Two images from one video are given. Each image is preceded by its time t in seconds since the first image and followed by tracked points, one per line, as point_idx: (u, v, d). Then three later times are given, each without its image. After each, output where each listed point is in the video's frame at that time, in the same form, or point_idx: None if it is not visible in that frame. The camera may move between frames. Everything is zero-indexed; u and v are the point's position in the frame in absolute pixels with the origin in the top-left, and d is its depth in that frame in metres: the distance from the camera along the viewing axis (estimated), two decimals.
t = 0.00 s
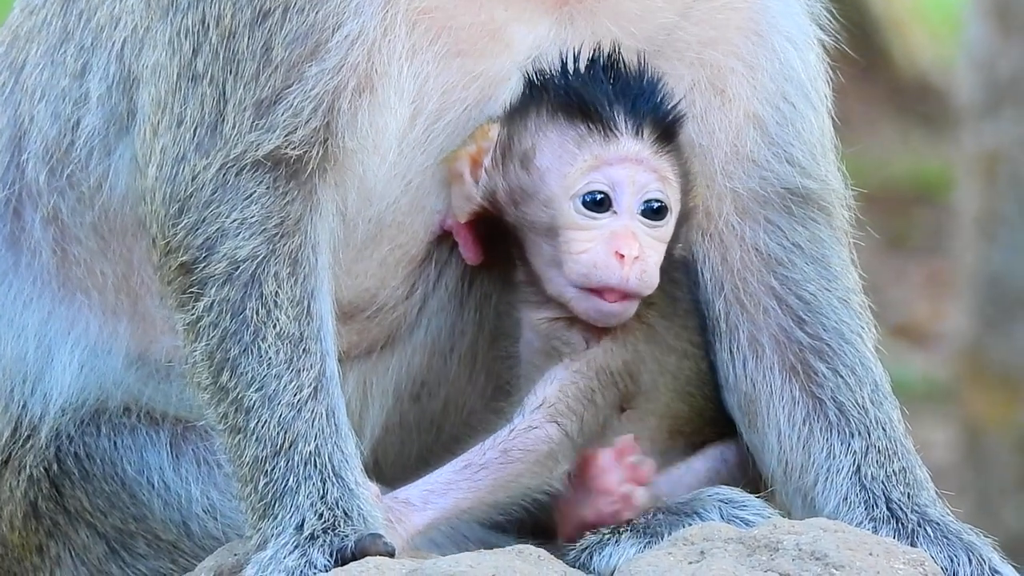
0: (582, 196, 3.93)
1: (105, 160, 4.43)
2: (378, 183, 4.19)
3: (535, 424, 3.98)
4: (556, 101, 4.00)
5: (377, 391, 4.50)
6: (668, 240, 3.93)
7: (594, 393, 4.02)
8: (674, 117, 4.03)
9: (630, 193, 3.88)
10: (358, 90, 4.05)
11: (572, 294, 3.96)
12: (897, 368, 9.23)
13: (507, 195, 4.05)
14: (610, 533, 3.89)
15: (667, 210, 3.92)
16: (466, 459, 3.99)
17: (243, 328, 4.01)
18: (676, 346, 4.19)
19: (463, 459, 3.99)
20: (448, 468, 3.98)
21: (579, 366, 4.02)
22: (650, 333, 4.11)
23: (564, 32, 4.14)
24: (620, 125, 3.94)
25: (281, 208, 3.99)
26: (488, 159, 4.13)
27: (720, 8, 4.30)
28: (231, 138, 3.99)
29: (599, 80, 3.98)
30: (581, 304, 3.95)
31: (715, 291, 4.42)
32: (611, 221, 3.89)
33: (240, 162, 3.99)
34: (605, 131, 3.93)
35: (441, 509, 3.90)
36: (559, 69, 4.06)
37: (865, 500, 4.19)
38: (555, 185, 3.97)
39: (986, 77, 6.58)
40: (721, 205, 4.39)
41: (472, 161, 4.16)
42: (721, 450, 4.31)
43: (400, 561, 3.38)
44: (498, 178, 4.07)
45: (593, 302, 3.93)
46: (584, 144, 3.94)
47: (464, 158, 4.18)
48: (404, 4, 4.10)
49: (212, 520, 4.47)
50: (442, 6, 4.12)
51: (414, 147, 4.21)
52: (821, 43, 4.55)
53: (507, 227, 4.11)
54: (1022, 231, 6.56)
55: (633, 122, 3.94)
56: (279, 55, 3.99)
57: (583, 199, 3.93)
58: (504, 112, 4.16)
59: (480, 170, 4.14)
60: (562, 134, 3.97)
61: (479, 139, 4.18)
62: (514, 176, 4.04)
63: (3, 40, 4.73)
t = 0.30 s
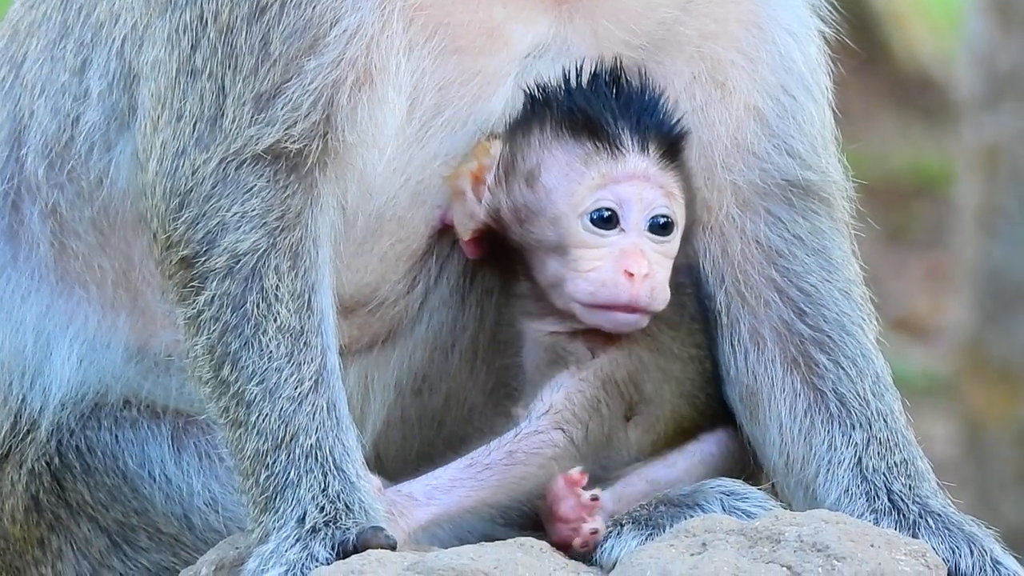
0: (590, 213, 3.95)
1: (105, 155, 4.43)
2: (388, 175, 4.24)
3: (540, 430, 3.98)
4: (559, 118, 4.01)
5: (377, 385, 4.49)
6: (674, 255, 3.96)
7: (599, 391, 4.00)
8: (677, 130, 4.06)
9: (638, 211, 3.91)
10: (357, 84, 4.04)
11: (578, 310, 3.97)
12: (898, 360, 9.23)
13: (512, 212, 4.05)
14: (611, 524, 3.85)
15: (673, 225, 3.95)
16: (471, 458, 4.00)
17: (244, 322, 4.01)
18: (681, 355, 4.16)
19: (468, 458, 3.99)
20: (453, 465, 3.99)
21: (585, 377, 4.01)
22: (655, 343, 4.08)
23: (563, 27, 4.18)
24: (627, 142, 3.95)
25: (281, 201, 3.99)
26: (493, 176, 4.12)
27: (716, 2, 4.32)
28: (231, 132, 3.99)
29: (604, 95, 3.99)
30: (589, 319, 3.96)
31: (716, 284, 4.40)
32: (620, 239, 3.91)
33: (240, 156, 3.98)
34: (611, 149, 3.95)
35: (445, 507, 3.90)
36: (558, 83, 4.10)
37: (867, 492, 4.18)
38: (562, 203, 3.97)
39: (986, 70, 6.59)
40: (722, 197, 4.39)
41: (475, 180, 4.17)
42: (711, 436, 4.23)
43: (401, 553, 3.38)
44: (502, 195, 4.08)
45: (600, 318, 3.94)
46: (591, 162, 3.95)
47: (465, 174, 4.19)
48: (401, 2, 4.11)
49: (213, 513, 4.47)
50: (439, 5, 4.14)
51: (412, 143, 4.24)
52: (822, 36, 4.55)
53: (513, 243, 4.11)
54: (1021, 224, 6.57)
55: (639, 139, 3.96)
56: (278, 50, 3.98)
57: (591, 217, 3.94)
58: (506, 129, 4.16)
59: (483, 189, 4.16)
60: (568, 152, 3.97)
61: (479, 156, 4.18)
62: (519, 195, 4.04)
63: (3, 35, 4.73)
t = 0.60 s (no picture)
0: (599, 214, 3.97)
1: (102, 154, 4.43)
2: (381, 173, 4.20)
3: (546, 432, 3.97)
4: (570, 119, 4.02)
5: (376, 384, 4.49)
6: (682, 257, 4.00)
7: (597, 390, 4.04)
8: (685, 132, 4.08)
9: (647, 213, 3.94)
10: (352, 84, 4.02)
11: (587, 310, 4.01)
12: (897, 356, 9.23)
13: (522, 212, 4.09)
14: (609, 522, 3.82)
15: (682, 227, 3.98)
16: (475, 458, 3.96)
17: (241, 321, 4.00)
18: (679, 354, 4.19)
19: (472, 458, 3.96)
20: (457, 466, 3.95)
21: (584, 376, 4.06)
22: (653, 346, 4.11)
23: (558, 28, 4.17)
24: (638, 144, 3.98)
25: (278, 201, 3.99)
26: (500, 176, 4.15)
27: (712, 2, 4.31)
28: (227, 132, 3.99)
29: (616, 96, 4.01)
30: (597, 318, 4.00)
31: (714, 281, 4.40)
32: (628, 240, 3.94)
33: (236, 156, 3.98)
34: (622, 150, 3.97)
35: (446, 507, 3.88)
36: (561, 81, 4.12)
37: (866, 489, 4.17)
38: (571, 204, 4.00)
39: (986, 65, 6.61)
40: (716, 195, 4.37)
41: (483, 179, 4.18)
42: (697, 433, 4.18)
43: (400, 551, 3.39)
44: (512, 195, 4.10)
45: (609, 318, 3.98)
46: (601, 163, 3.98)
47: (473, 173, 4.20)
48: (393, 3, 4.10)
49: (212, 511, 4.46)
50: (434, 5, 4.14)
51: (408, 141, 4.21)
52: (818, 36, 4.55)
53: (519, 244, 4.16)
54: (1020, 220, 6.58)
55: (649, 141, 3.99)
56: (272, 50, 3.97)
57: (600, 217, 3.97)
58: (515, 128, 4.17)
59: (492, 186, 4.17)
60: (579, 153, 3.99)
61: (490, 156, 4.19)
62: (529, 194, 4.07)
63: None
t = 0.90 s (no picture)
0: (588, 223, 4.01)
1: (103, 155, 4.43)
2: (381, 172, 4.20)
3: (551, 436, 3.99)
4: (557, 129, 4.06)
5: (378, 383, 4.51)
6: (673, 263, 4.03)
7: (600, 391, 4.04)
8: (673, 138, 4.11)
9: (637, 221, 3.97)
10: (353, 83, 4.02)
11: (579, 320, 4.04)
12: (900, 354, 9.23)
13: (511, 223, 4.12)
14: (612, 521, 3.82)
15: (672, 233, 4.01)
16: (479, 459, 3.97)
17: (243, 321, 4.01)
18: (682, 356, 4.19)
19: (477, 460, 3.97)
20: (462, 467, 3.96)
21: (590, 377, 4.05)
22: (654, 347, 4.11)
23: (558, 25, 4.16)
24: (624, 151, 4.01)
25: (280, 200, 3.99)
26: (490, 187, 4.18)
27: None
28: (228, 132, 3.99)
29: (601, 103, 4.04)
30: (588, 328, 4.03)
31: (716, 279, 4.40)
32: (618, 249, 3.98)
33: (238, 156, 3.98)
34: (610, 159, 4.00)
35: (451, 509, 3.89)
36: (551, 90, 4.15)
37: (869, 487, 4.17)
38: (561, 215, 4.03)
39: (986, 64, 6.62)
40: (718, 194, 4.38)
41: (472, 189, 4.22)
42: (700, 430, 4.19)
43: (402, 550, 3.39)
44: (501, 207, 4.14)
45: (601, 327, 4.01)
46: (589, 172, 4.01)
47: (464, 185, 4.24)
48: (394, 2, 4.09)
49: (215, 510, 4.47)
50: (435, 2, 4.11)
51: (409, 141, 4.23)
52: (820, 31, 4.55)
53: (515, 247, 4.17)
54: (1019, 217, 6.56)
55: (636, 147, 4.01)
56: (272, 50, 3.97)
57: (589, 227, 4.00)
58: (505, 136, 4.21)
59: (481, 197, 4.21)
60: (567, 162, 4.03)
61: (479, 166, 4.23)
62: (518, 207, 4.10)
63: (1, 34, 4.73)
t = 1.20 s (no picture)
0: (571, 242, 4.05)
1: (105, 156, 4.44)
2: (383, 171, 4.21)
3: (556, 435, 4.01)
4: (536, 147, 4.12)
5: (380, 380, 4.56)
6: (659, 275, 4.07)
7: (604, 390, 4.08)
8: (652, 151, 4.18)
9: (619, 236, 4.02)
10: (355, 81, 4.01)
11: (567, 339, 4.07)
12: (905, 344, 9.22)
13: (494, 243, 4.19)
14: (619, 516, 3.83)
15: (656, 245, 4.05)
16: (485, 458, 3.98)
17: (247, 320, 4.01)
18: (684, 352, 4.24)
19: (482, 457, 3.98)
20: (467, 464, 3.96)
21: (594, 376, 4.09)
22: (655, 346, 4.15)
23: (558, 20, 4.15)
24: (603, 165, 4.07)
25: (282, 199, 3.99)
26: (471, 207, 4.26)
27: None
28: (230, 132, 3.99)
29: (578, 120, 4.11)
30: (576, 348, 4.06)
31: (720, 273, 4.42)
32: (603, 265, 4.02)
33: (240, 155, 3.98)
34: (589, 174, 4.06)
35: (457, 505, 3.89)
36: (534, 107, 4.22)
37: (874, 478, 4.15)
38: (542, 234, 4.08)
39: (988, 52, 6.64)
40: (721, 188, 4.39)
41: (454, 210, 4.29)
42: (704, 425, 4.24)
43: (409, 547, 3.39)
44: (483, 227, 4.22)
45: (589, 346, 4.04)
46: (569, 190, 4.06)
47: (446, 206, 4.31)
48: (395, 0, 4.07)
49: (221, 509, 4.47)
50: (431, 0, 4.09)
51: (410, 141, 4.25)
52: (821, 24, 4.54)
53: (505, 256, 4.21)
54: (1022, 207, 6.57)
55: (615, 161, 4.08)
56: (273, 49, 3.97)
57: (572, 246, 4.05)
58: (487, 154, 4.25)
59: (464, 217, 4.28)
60: (546, 180, 4.08)
61: (460, 186, 4.31)
62: (500, 225, 4.16)
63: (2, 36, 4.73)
